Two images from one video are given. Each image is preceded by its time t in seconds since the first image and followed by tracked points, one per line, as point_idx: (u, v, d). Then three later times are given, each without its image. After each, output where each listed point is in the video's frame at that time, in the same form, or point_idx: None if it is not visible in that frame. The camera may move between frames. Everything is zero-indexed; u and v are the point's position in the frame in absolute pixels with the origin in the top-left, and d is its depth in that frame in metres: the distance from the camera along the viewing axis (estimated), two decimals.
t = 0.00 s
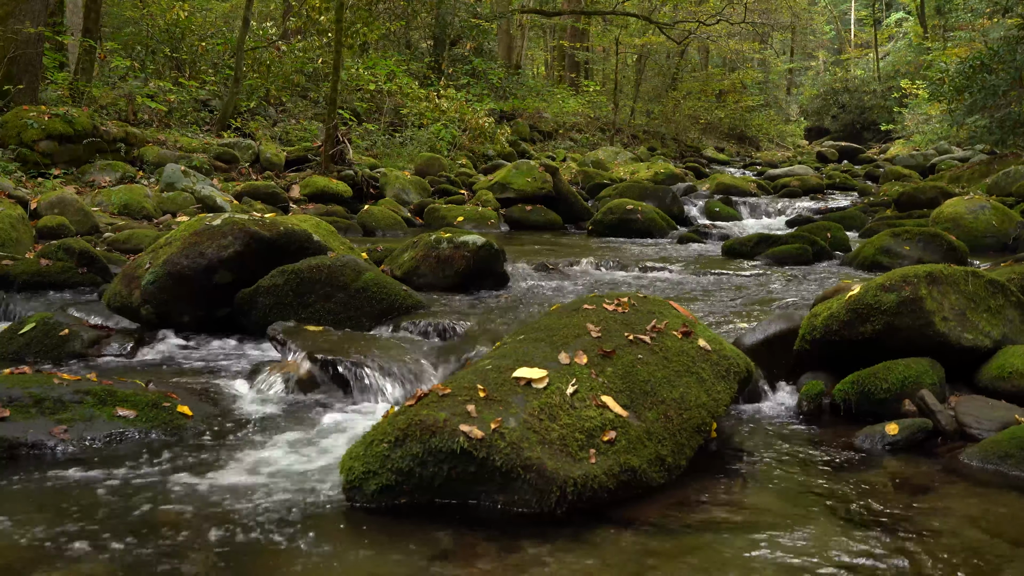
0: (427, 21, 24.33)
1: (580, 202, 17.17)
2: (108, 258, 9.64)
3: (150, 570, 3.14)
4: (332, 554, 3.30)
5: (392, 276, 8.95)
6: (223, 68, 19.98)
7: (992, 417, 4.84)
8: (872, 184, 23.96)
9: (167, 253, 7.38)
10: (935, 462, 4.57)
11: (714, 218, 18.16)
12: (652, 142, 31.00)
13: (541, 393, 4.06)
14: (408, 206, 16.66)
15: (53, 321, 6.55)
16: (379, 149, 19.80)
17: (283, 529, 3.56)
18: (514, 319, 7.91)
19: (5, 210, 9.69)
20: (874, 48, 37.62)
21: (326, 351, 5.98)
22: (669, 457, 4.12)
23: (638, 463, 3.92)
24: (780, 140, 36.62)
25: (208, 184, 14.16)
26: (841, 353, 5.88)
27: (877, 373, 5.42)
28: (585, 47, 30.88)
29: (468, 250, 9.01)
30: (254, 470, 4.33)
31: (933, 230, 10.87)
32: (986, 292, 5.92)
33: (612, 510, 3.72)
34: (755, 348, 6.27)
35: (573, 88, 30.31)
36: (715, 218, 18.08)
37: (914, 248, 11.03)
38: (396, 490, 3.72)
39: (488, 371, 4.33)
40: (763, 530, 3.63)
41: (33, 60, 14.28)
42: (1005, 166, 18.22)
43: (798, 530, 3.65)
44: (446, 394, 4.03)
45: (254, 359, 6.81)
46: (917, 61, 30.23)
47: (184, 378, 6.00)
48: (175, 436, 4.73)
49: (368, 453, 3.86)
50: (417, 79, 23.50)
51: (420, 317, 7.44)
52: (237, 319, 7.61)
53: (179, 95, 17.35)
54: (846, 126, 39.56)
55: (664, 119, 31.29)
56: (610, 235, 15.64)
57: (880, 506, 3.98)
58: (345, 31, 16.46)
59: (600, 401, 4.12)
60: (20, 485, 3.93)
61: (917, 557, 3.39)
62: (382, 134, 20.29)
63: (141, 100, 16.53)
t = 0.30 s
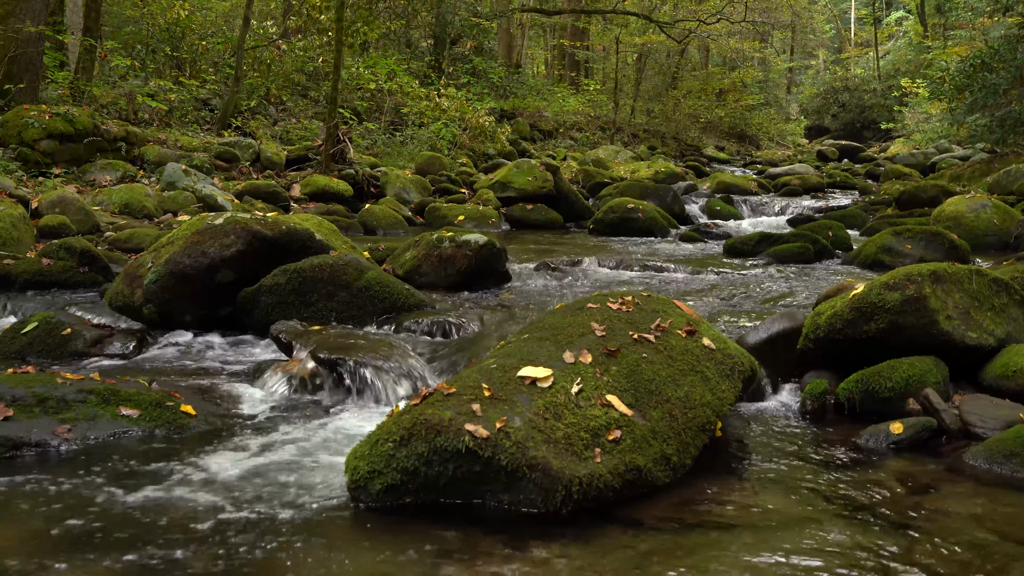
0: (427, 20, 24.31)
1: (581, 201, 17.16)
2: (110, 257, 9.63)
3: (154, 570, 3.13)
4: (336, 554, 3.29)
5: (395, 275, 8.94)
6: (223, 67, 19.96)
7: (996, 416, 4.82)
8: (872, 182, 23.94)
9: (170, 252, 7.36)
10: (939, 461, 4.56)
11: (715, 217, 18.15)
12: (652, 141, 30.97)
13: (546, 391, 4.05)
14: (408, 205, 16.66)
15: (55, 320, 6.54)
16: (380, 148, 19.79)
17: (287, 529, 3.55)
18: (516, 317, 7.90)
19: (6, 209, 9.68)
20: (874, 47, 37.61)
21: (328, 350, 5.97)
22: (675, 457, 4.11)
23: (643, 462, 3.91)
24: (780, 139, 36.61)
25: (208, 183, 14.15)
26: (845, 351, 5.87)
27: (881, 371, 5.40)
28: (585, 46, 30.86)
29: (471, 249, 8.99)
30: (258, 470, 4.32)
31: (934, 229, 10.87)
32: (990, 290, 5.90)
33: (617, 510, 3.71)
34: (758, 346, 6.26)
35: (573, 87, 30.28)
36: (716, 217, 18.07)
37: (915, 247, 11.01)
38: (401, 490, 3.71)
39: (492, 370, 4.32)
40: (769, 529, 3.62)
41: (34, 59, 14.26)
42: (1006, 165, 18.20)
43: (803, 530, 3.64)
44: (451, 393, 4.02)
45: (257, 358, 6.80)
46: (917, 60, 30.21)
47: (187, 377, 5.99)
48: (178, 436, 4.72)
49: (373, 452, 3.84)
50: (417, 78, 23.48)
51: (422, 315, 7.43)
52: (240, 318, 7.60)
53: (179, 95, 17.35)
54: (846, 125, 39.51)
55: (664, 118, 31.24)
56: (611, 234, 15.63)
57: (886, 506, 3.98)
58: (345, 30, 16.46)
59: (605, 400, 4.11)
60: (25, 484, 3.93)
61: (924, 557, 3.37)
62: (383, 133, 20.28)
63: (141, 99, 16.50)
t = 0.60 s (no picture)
0: (427, 20, 24.30)
1: (582, 200, 17.16)
2: (112, 256, 9.62)
3: (159, 570, 3.11)
4: (341, 553, 3.29)
5: (397, 274, 8.94)
6: (223, 66, 19.96)
7: (1001, 415, 4.82)
8: (873, 181, 23.96)
9: (172, 251, 7.34)
10: (944, 460, 4.56)
11: (716, 216, 18.15)
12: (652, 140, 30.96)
13: (551, 391, 4.05)
14: (409, 204, 16.66)
15: (57, 319, 6.52)
16: (380, 147, 19.79)
17: (291, 528, 3.54)
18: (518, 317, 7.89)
19: (7, 208, 9.67)
20: (874, 46, 37.61)
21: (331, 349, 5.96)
22: (680, 456, 4.11)
23: (648, 461, 3.91)
24: (780, 138, 36.60)
25: (209, 182, 14.15)
26: (849, 351, 5.86)
27: (885, 370, 5.39)
28: (586, 46, 30.85)
29: (473, 248, 8.97)
30: (261, 468, 4.31)
31: (935, 229, 11.00)
32: (994, 289, 5.90)
33: (623, 509, 3.71)
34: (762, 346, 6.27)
35: (573, 86, 30.28)
36: (717, 216, 18.07)
37: (917, 246, 11.05)
38: (406, 489, 3.71)
39: (497, 369, 4.31)
40: (775, 529, 3.61)
41: (35, 58, 14.26)
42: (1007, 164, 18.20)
43: (808, 529, 3.63)
44: (456, 393, 4.01)
45: (258, 357, 6.79)
46: (917, 59, 30.20)
47: (189, 377, 5.98)
48: (181, 435, 4.71)
49: (378, 451, 3.84)
50: (417, 77, 23.48)
51: (424, 314, 7.42)
52: (242, 318, 7.59)
53: (179, 94, 17.36)
54: (846, 123, 39.27)
55: (664, 117, 31.14)
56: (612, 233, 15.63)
57: (891, 505, 3.97)
58: (346, 29, 16.46)
59: (610, 399, 4.10)
60: (28, 483, 3.92)
61: (930, 556, 3.37)
62: (383, 132, 20.28)
63: (142, 98, 16.49)
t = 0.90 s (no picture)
0: (427, 19, 24.28)
1: (583, 199, 17.16)
2: (114, 255, 9.62)
3: (164, 569, 3.09)
4: (347, 553, 3.26)
5: (400, 273, 8.93)
6: (224, 65, 19.96)
7: (1006, 414, 4.80)
8: (874, 180, 23.95)
9: (174, 250, 7.32)
10: (949, 459, 4.55)
11: (717, 215, 18.15)
12: (653, 139, 30.96)
13: (557, 389, 4.04)
14: (410, 202, 16.66)
15: (60, 318, 6.51)
16: (381, 146, 19.81)
17: (295, 528, 3.53)
18: (522, 315, 7.89)
19: (9, 207, 9.67)
20: (875, 44, 37.59)
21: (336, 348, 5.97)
22: (686, 455, 4.10)
23: (654, 461, 3.90)
24: (781, 137, 36.60)
25: (210, 181, 14.15)
26: (853, 349, 5.85)
27: (890, 369, 5.38)
28: (586, 44, 30.85)
29: (476, 247, 8.96)
30: (266, 469, 4.30)
31: (938, 228, 11.01)
32: (998, 288, 5.89)
33: (629, 508, 3.70)
34: (767, 345, 6.31)
35: (574, 85, 30.29)
36: (718, 215, 18.07)
37: (919, 244, 11.05)
38: (412, 489, 3.70)
39: (503, 368, 4.31)
40: (781, 528, 3.60)
41: (36, 57, 14.26)
42: (1008, 163, 18.19)
43: (815, 529, 3.62)
44: (461, 392, 4.01)
45: (262, 356, 6.78)
46: (918, 57, 30.19)
47: (195, 376, 5.97)
48: (186, 436, 4.69)
49: (384, 451, 3.83)
50: (417, 76, 23.48)
51: (427, 313, 7.42)
52: (244, 317, 7.58)
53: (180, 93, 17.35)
54: (846, 122, 39.31)
55: (664, 116, 31.11)
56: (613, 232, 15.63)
57: (898, 504, 3.95)
58: (347, 28, 16.46)
59: (616, 398, 4.10)
60: (32, 483, 3.91)
61: (938, 556, 3.35)
62: (384, 131, 20.29)
63: (142, 97, 16.48)
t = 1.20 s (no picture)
0: (428, 18, 24.25)
1: (584, 198, 17.15)
2: (116, 254, 9.62)
3: (169, 570, 3.09)
4: (353, 553, 3.26)
5: (401, 272, 8.93)
6: (224, 65, 19.95)
7: (1011, 413, 4.80)
8: (874, 179, 23.95)
9: (177, 249, 7.32)
10: (953, 458, 4.54)
11: (718, 214, 18.15)
12: (653, 138, 30.96)
13: (562, 389, 4.03)
14: (411, 202, 16.66)
15: (62, 317, 6.50)
16: (382, 145, 19.82)
17: (300, 528, 3.52)
18: (525, 315, 7.88)
19: (10, 206, 9.68)
20: (875, 43, 37.58)
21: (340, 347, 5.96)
22: (692, 454, 4.09)
23: (660, 460, 3.89)
24: (781, 136, 36.61)
25: (212, 180, 14.14)
26: (857, 348, 5.84)
27: (894, 368, 5.37)
28: (586, 43, 30.84)
29: (478, 246, 8.96)
30: (270, 468, 4.29)
31: (939, 227, 11.00)
32: (1002, 287, 5.89)
33: (634, 507, 3.69)
34: (770, 344, 6.31)
35: (574, 84, 30.29)
36: (719, 214, 18.08)
37: (921, 244, 11.03)
38: (417, 488, 3.69)
39: (508, 367, 4.30)
40: (787, 527, 3.60)
41: (36, 57, 14.25)
42: (1009, 162, 18.18)
43: (820, 528, 3.62)
44: (466, 391, 4.00)
45: (265, 355, 6.78)
46: (918, 57, 30.18)
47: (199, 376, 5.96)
48: (190, 435, 4.69)
49: (389, 450, 3.83)
50: (417, 75, 23.48)
51: (430, 312, 7.41)
52: (247, 316, 7.57)
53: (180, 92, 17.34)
54: (846, 121, 39.29)
55: (665, 115, 30.94)
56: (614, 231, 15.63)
57: (904, 503, 3.95)
58: (347, 27, 16.44)
59: (621, 398, 4.09)
60: (36, 482, 3.91)
61: (944, 555, 3.34)
62: (385, 130, 20.29)
63: (143, 96, 16.46)
